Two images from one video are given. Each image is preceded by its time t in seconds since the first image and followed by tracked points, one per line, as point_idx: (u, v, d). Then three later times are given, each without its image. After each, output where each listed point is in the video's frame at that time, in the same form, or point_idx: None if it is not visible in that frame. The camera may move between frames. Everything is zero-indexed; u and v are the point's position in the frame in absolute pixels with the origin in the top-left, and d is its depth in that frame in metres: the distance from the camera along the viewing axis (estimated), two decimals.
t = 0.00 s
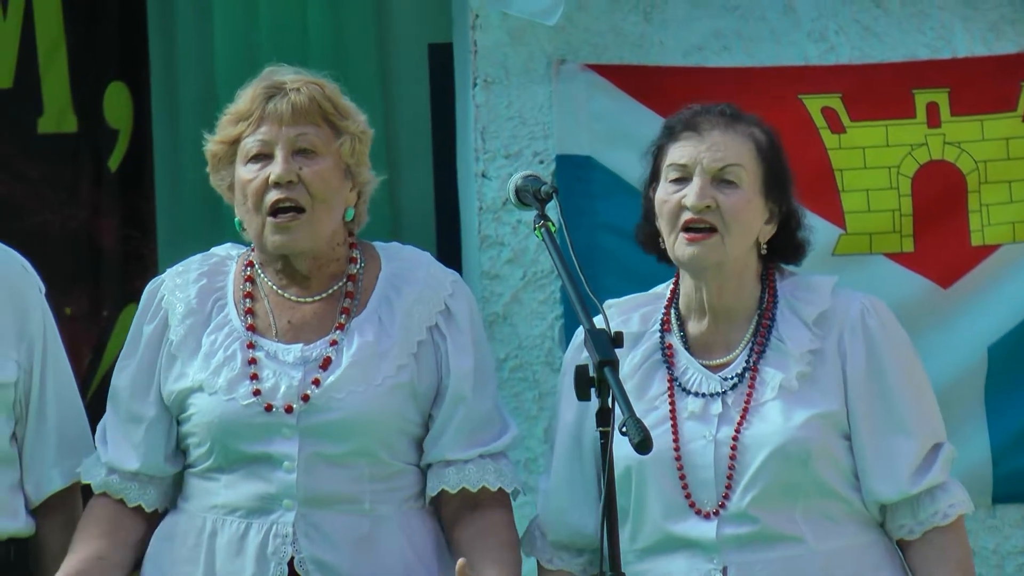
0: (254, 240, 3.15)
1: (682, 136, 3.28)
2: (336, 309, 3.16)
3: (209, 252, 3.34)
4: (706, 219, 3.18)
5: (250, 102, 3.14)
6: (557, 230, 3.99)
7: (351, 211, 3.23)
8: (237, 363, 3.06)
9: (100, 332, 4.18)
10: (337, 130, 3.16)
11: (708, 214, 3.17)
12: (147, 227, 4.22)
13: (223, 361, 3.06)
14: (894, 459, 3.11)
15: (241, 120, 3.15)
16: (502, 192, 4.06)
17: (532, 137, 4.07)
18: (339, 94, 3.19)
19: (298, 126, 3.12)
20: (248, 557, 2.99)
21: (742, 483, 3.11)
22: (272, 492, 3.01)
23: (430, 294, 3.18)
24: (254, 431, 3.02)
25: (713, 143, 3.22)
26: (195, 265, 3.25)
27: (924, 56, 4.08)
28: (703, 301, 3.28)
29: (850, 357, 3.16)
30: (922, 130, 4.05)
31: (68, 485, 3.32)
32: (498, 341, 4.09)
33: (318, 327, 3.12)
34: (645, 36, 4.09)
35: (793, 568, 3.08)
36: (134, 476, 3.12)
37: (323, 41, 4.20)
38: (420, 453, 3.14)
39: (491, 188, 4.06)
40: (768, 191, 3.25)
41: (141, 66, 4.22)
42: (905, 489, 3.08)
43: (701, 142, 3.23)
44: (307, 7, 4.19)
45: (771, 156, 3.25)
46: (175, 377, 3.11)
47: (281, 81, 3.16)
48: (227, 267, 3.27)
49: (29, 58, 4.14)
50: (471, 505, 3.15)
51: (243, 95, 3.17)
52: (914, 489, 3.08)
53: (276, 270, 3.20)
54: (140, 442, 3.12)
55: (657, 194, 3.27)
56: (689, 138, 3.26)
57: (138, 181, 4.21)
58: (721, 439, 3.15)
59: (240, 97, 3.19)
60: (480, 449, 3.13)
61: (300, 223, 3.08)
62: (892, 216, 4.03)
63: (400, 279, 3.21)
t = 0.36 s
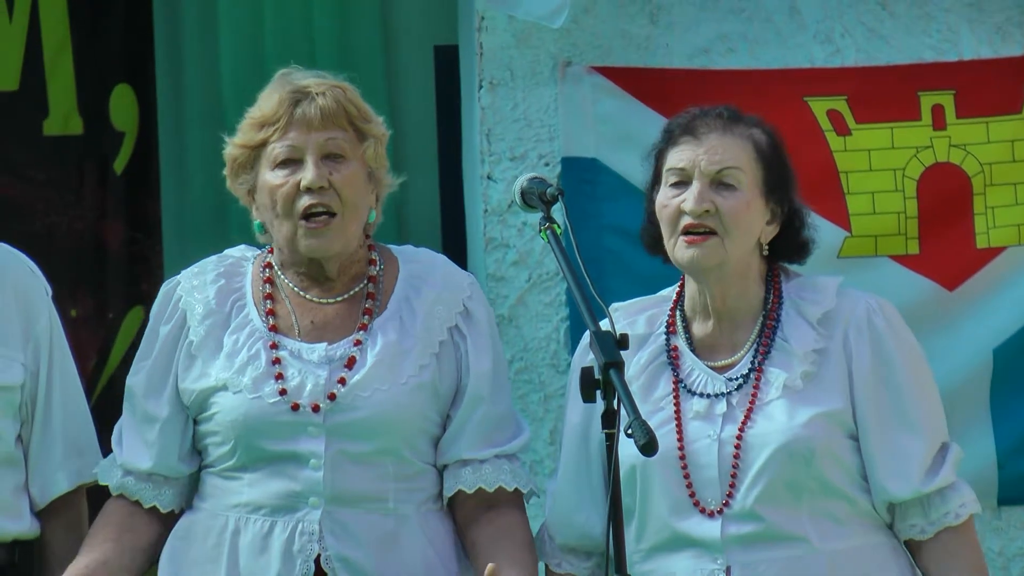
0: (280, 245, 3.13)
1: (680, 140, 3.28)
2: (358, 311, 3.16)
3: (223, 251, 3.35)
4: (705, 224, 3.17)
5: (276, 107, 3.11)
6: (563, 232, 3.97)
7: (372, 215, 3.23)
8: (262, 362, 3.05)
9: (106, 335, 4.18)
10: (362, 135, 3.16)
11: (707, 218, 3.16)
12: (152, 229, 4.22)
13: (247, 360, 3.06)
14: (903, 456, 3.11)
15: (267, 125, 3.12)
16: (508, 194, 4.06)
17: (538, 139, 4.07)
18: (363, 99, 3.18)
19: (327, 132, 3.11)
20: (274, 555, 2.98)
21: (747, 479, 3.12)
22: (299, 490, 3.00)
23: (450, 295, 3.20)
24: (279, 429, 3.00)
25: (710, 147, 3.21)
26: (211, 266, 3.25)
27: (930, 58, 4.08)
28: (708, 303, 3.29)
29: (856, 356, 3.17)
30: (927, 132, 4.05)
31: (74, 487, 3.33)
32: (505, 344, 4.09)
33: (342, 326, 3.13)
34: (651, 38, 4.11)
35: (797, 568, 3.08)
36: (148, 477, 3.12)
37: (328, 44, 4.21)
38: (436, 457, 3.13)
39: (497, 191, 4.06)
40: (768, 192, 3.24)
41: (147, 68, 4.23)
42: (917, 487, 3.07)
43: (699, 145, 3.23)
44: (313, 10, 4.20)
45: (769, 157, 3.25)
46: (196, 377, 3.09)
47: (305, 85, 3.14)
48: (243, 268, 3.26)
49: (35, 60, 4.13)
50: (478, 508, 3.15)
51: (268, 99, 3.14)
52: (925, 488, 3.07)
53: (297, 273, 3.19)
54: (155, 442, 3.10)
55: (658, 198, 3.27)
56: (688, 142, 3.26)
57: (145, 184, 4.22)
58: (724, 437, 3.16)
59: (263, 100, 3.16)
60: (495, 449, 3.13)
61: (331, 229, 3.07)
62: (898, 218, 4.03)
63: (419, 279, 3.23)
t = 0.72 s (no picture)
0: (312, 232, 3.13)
1: (693, 152, 3.26)
2: (387, 305, 3.18)
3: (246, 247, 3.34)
4: (721, 238, 3.16)
5: (309, 95, 3.12)
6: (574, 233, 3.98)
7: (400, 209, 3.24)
8: (296, 354, 3.05)
9: (117, 336, 4.17)
10: (393, 125, 3.19)
11: (724, 234, 3.16)
12: (163, 229, 4.22)
13: (281, 352, 3.05)
14: (904, 459, 3.10)
15: (299, 113, 3.13)
16: (519, 196, 4.06)
17: (549, 141, 4.07)
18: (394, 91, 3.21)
19: (361, 120, 3.13)
20: (310, 552, 2.97)
21: (749, 485, 3.12)
22: (334, 486, 3.00)
23: (477, 292, 3.23)
24: (313, 421, 3.00)
25: (726, 160, 3.21)
26: (238, 261, 3.24)
27: (940, 60, 4.08)
28: (713, 310, 3.29)
29: (858, 358, 3.17)
30: (938, 134, 4.05)
31: (85, 488, 3.32)
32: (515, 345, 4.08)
33: (374, 320, 3.14)
34: (662, 40, 4.11)
35: (802, 571, 3.08)
36: (170, 471, 3.11)
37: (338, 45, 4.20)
38: (464, 452, 3.16)
39: (508, 192, 4.06)
40: (778, 202, 3.26)
41: (158, 71, 4.23)
42: (917, 492, 3.06)
43: (716, 159, 3.21)
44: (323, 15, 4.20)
45: (781, 167, 3.26)
46: (226, 369, 3.08)
47: (337, 76, 3.16)
48: (269, 263, 3.26)
49: (45, 62, 4.13)
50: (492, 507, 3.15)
51: (301, 88, 3.16)
52: (926, 492, 3.06)
53: (327, 264, 3.20)
54: (179, 436, 3.09)
55: (669, 208, 3.26)
56: (702, 155, 3.24)
57: (156, 185, 4.22)
58: (728, 442, 3.17)
59: (294, 89, 3.17)
60: (524, 443, 3.16)
61: (365, 216, 3.08)
62: (909, 221, 4.03)
63: (445, 278, 3.25)
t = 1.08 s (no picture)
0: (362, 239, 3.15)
1: (702, 153, 3.27)
2: (435, 309, 3.23)
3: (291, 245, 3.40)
4: (729, 238, 3.16)
5: (363, 101, 3.14)
6: (601, 236, 3.98)
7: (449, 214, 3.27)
8: (345, 354, 3.10)
9: (144, 338, 4.19)
10: (445, 132, 3.20)
11: (731, 233, 3.16)
12: (190, 231, 4.22)
13: (330, 352, 3.11)
14: (919, 464, 3.11)
15: (351, 119, 3.15)
16: (547, 199, 4.06)
17: (577, 144, 4.07)
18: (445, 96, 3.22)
19: (414, 127, 3.14)
20: (355, 550, 3.02)
21: (767, 491, 3.12)
22: (380, 486, 3.05)
23: (522, 296, 3.28)
24: (362, 421, 3.05)
25: (734, 160, 3.21)
26: (284, 258, 3.29)
27: (968, 63, 4.08)
28: (729, 312, 3.29)
29: (875, 363, 3.17)
30: (966, 137, 4.04)
31: (111, 489, 3.30)
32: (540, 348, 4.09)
33: (421, 323, 3.19)
34: (689, 43, 4.10)
35: None
36: (213, 468, 3.16)
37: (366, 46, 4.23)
38: (503, 453, 3.20)
39: (535, 195, 4.06)
40: (792, 203, 3.24)
41: (185, 73, 4.22)
42: (930, 499, 3.08)
43: (723, 159, 3.22)
44: (351, 12, 4.22)
45: (792, 167, 3.25)
46: (273, 368, 3.13)
47: (390, 81, 3.16)
48: (314, 262, 3.31)
49: (73, 66, 4.14)
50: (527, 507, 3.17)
51: (353, 92, 3.17)
52: (938, 499, 3.08)
53: (374, 267, 3.23)
54: (222, 433, 3.13)
55: (681, 211, 3.26)
56: (710, 155, 3.25)
57: (183, 188, 4.22)
58: (745, 448, 3.16)
59: (347, 94, 3.18)
60: (560, 447, 3.22)
61: (418, 225, 3.09)
62: (937, 223, 4.03)
63: (489, 280, 3.31)
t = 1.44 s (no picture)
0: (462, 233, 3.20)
1: (771, 161, 3.29)
2: (535, 308, 3.24)
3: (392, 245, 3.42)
4: (796, 245, 3.18)
5: (467, 98, 3.19)
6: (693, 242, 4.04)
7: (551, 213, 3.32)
8: (443, 348, 3.13)
9: (235, 343, 4.26)
10: (547, 131, 3.25)
11: (797, 240, 3.18)
12: (281, 238, 4.29)
13: (428, 346, 3.13)
14: (994, 471, 3.12)
15: (455, 115, 3.20)
16: (637, 204, 4.12)
17: (667, 148, 4.12)
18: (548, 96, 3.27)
19: (517, 124, 3.19)
20: (450, 546, 3.04)
21: (839, 498, 3.14)
22: (476, 481, 3.07)
23: (620, 300, 3.30)
24: (459, 414, 3.08)
25: (800, 168, 3.23)
26: (383, 258, 3.33)
27: None
28: (805, 320, 3.30)
29: (950, 371, 3.18)
30: None
31: (202, 493, 3.16)
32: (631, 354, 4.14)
33: (520, 321, 3.21)
34: (779, 49, 4.13)
35: None
36: (309, 465, 3.18)
37: (456, 53, 4.32)
38: (598, 456, 3.21)
39: (626, 200, 4.12)
40: (861, 208, 3.25)
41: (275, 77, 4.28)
42: (1005, 506, 3.09)
43: (790, 167, 3.24)
44: (440, 16, 4.31)
45: (862, 175, 3.26)
46: (372, 362, 3.15)
47: (493, 79, 3.22)
48: (414, 261, 3.34)
49: (162, 67, 4.21)
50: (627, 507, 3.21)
51: (458, 89, 3.22)
52: (1013, 505, 3.09)
53: (476, 265, 3.25)
54: (320, 429, 3.15)
55: (752, 220, 3.29)
56: (778, 164, 3.27)
57: (274, 193, 4.29)
58: (818, 455, 3.18)
59: (451, 91, 3.24)
60: (653, 449, 3.23)
61: (520, 219, 3.14)
62: None
63: (589, 282, 3.32)
